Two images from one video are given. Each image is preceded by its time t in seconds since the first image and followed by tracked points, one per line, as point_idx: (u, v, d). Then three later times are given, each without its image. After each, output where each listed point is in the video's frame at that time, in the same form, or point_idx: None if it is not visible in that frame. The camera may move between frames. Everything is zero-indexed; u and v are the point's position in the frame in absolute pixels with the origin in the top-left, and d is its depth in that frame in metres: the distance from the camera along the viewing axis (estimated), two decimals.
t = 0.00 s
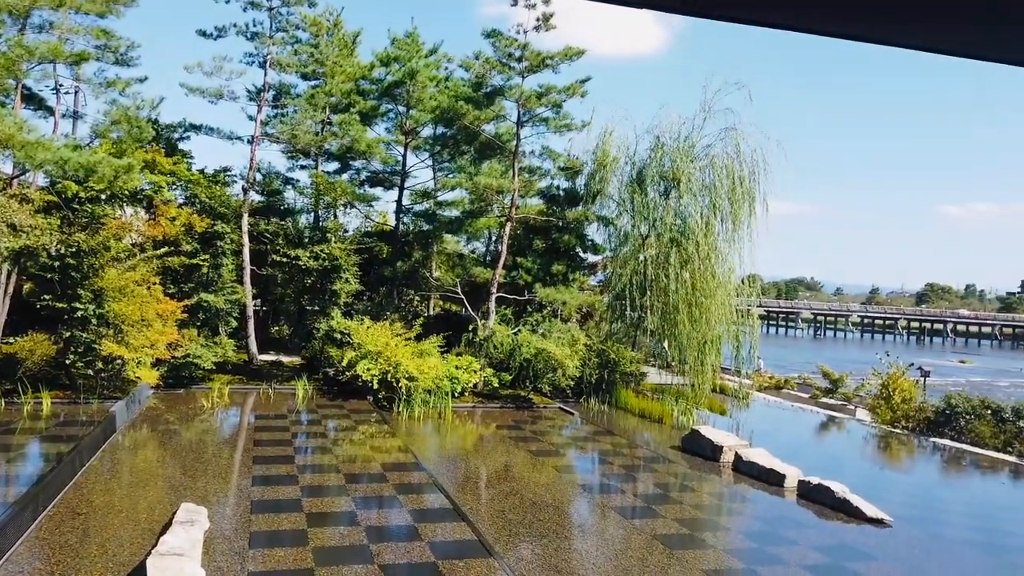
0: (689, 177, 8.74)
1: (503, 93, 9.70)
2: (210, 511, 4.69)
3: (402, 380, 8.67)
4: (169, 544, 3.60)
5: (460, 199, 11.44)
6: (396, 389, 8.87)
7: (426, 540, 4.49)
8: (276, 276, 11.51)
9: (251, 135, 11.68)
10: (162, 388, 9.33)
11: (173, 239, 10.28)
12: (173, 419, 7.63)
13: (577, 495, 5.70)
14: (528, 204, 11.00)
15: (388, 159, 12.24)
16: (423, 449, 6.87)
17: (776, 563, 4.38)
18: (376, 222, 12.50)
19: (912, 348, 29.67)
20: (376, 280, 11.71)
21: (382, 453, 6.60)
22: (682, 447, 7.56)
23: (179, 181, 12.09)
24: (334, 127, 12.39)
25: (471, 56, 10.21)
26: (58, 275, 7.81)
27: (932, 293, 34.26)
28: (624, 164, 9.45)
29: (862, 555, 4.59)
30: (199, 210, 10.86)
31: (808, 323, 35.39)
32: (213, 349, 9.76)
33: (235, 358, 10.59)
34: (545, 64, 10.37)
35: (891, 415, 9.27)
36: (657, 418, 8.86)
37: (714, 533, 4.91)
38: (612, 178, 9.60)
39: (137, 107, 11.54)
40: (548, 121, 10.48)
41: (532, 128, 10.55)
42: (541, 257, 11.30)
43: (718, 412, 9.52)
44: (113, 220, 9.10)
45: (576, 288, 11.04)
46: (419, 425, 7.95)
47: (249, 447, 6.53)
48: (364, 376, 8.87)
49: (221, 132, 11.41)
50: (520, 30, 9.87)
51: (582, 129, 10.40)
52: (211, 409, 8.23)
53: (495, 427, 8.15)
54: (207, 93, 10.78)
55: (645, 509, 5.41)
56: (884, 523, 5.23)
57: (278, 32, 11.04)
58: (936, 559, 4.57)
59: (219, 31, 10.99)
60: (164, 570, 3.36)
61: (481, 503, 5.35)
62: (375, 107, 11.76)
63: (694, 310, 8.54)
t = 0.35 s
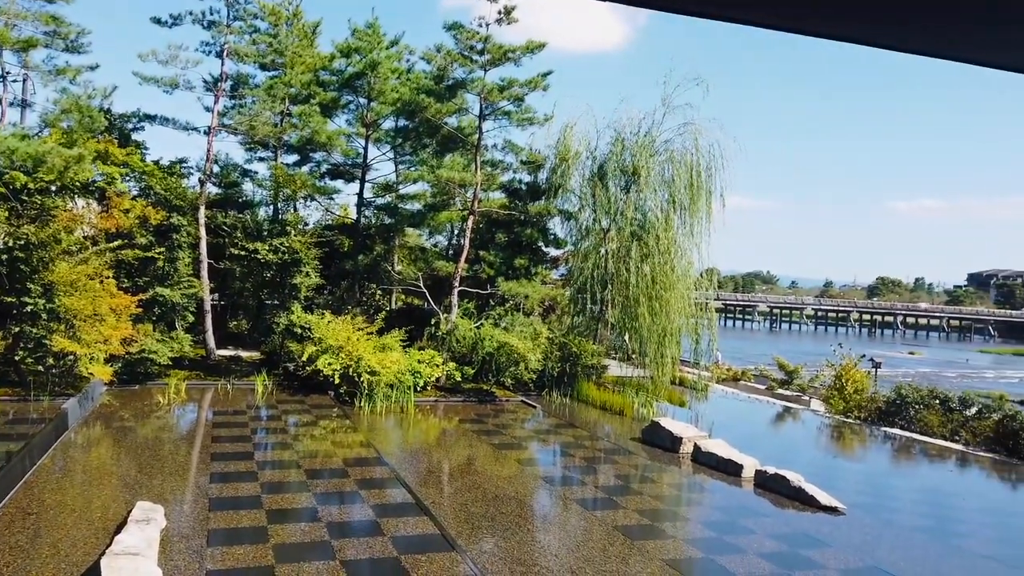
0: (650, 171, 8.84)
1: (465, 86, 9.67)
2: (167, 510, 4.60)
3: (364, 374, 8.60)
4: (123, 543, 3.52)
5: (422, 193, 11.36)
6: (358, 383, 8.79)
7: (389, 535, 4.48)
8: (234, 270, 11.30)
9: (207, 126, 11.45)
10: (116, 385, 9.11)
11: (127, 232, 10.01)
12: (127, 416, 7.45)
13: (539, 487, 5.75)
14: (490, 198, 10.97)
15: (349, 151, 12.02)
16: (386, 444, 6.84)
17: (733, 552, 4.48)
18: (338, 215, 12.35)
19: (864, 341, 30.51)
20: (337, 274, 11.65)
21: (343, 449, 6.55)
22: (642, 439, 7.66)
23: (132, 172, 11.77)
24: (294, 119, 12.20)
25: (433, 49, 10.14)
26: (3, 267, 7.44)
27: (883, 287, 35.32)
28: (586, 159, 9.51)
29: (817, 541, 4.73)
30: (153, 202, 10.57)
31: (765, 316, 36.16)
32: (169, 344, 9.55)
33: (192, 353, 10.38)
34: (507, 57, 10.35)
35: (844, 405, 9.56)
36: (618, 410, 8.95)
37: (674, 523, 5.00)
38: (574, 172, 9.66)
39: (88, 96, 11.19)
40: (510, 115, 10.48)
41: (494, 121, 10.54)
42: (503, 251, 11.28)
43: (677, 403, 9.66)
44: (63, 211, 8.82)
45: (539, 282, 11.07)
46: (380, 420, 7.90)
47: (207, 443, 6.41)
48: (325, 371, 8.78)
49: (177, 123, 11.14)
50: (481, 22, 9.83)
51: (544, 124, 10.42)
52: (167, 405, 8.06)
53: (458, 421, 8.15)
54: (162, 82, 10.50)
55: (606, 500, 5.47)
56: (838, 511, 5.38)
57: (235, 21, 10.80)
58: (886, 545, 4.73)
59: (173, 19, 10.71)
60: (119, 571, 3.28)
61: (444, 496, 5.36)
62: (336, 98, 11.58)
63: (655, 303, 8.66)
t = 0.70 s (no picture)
0: (618, 171, 8.92)
1: (435, 84, 9.65)
2: (131, 513, 4.51)
3: (333, 374, 8.52)
4: (86, 548, 3.45)
5: (391, 191, 11.26)
6: (327, 383, 8.70)
7: (358, 535, 4.45)
8: (200, 269, 11.12)
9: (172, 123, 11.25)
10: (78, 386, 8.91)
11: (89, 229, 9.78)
12: (90, 417, 7.29)
13: (509, 486, 5.76)
14: (458, 196, 10.93)
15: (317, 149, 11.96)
16: (355, 444, 6.79)
17: (700, 548, 4.55)
18: (306, 213, 12.21)
19: (828, 338, 31.12)
20: (306, 273, 11.55)
21: (312, 449, 6.49)
22: (611, 436, 7.71)
23: (95, 169, 11.51)
24: (262, 115, 12.05)
25: (402, 46, 10.10)
26: None
27: (846, 285, 36.05)
28: (555, 158, 9.56)
29: (782, 537, 4.82)
30: (116, 199, 10.35)
31: (731, 314, 36.68)
32: (133, 344, 9.37)
33: (156, 353, 10.19)
34: (477, 56, 10.34)
35: (808, 402, 9.77)
36: (587, 408, 9.01)
37: (642, 519, 5.05)
38: (543, 172, 9.69)
39: (49, 91, 10.92)
40: (480, 113, 10.48)
41: (464, 120, 10.52)
42: (473, 250, 11.25)
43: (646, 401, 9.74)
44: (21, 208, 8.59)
45: (508, 281, 11.06)
46: (350, 420, 7.83)
47: (172, 445, 6.30)
48: (293, 371, 8.68)
49: (141, 119, 10.92)
50: (451, 21, 9.82)
51: (514, 122, 10.44)
52: (131, 406, 7.90)
53: (428, 420, 8.12)
54: (126, 77, 10.29)
55: (575, 498, 5.51)
56: (802, 506, 5.49)
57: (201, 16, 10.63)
58: (849, 539, 4.84)
59: (137, 13, 10.50)
60: None
61: (414, 496, 5.35)
62: (304, 95, 11.51)
63: (624, 302, 8.73)
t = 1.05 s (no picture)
0: (583, 170, 9.00)
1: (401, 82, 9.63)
2: (88, 517, 4.40)
3: (297, 374, 8.41)
4: (42, 554, 3.36)
5: (357, 189, 11.13)
6: (291, 384, 8.59)
7: (323, 536, 4.41)
8: (160, 267, 10.89)
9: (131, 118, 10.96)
10: (33, 388, 8.65)
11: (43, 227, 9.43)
12: (45, 419, 7.08)
13: (476, 484, 5.77)
14: (424, 194, 10.87)
15: (281, 147, 11.78)
16: (320, 444, 6.73)
17: (665, 543, 4.61)
18: (269, 211, 11.93)
19: (788, 336, 31.74)
20: (268, 271, 11.42)
21: (275, 450, 6.41)
22: (577, 434, 7.77)
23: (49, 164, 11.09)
24: (224, 111, 11.83)
25: (368, 43, 10.04)
26: None
27: (805, 284, 36.80)
28: (521, 157, 9.59)
29: (745, 531, 4.91)
30: (73, 196, 10.04)
31: (694, 312, 37.18)
32: (91, 345, 9.13)
33: (114, 353, 9.94)
34: (443, 54, 10.31)
35: (769, 399, 9.97)
36: (553, 405, 9.06)
37: (607, 516, 5.10)
38: (509, 170, 9.73)
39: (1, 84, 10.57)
40: (446, 112, 10.45)
41: (430, 118, 10.48)
42: (439, 249, 11.21)
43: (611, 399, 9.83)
44: None
45: (474, 279, 11.06)
46: (314, 421, 7.74)
47: (131, 447, 6.15)
48: (256, 372, 8.54)
49: (98, 114, 10.64)
50: (417, 19, 9.77)
51: (480, 121, 10.43)
52: (88, 408, 7.71)
53: (393, 420, 8.07)
54: (82, 70, 10.01)
55: (542, 496, 5.54)
56: (763, 500, 5.60)
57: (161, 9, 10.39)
58: (809, 533, 4.95)
59: (94, 5, 10.22)
60: None
61: (380, 496, 5.32)
62: (268, 91, 11.29)
63: (589, 300, 8.81)
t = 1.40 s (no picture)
0: (549, 169, 9.04)
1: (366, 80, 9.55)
2: (44, 522, 4.29)
3: (260, 374, 8.27)
4: None
5: (322, 187, 11.01)
6: (254, 384, 8.45)
7: (287, 538, 4.37)
8: (119, 266, 10.63)
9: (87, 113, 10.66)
10: None
11: None
12: None
13: (442, 484, 5.77)
14: (390, 193, 10.79)
15: (244, 144, 11.53)
16: (284, 445, 6.65)
17: (630, 540, 4.66)
18: (232, 209, 11.70)
19: (750, 333, 32.29)
20: (231, 269, 11.17)
21: (238, 451, 6.31)
22: (543, 432, 7.80)
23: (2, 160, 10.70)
24: (185, 107, 11.60)
25: (333, 40, 9.96)
26: None
27: (766, 283, 37.47)
28: (487, 156, 9.60)
29: (708, 526, 5.00)
30: (27, 193, 9.68)
31: (658, 310, 37.59)
32: (47, 345, 8.86)
33: (71, 354, 9.67)
34: (409, 51, 10.26)
35: (731, 396, 10.14)
36: (521, 404, 9.02)
37: (573, 514, 5.14)
38: (475, 169, 9.74)
39: None
40: (412, 110, 10.39)
41: (396, 116, 10.42)
42: (405, 247, 11.14)
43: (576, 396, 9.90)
44: None
45: (441, 278, 11.02)
46: (278, 421, 7.64)
47: (88, 450, 6.00)
48: (218, 372, 8.39)
49: (54, 108, 10.34)
50: (382, 15, 9.71)
51: (446, 119, 10.40)
52: (44, 410, 7.49)
53: (359, 420, 8.01)
54: (37, 63, 9.71)
55: (508, 494, 5.55)
56: (726, 496, 5.70)
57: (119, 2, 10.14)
58: (770, 527, 5.05)
59: None
60: None
61: (346, 496, 5.28)
62: (229, 88, 11.11)
63: (555, 299, 8.86)
